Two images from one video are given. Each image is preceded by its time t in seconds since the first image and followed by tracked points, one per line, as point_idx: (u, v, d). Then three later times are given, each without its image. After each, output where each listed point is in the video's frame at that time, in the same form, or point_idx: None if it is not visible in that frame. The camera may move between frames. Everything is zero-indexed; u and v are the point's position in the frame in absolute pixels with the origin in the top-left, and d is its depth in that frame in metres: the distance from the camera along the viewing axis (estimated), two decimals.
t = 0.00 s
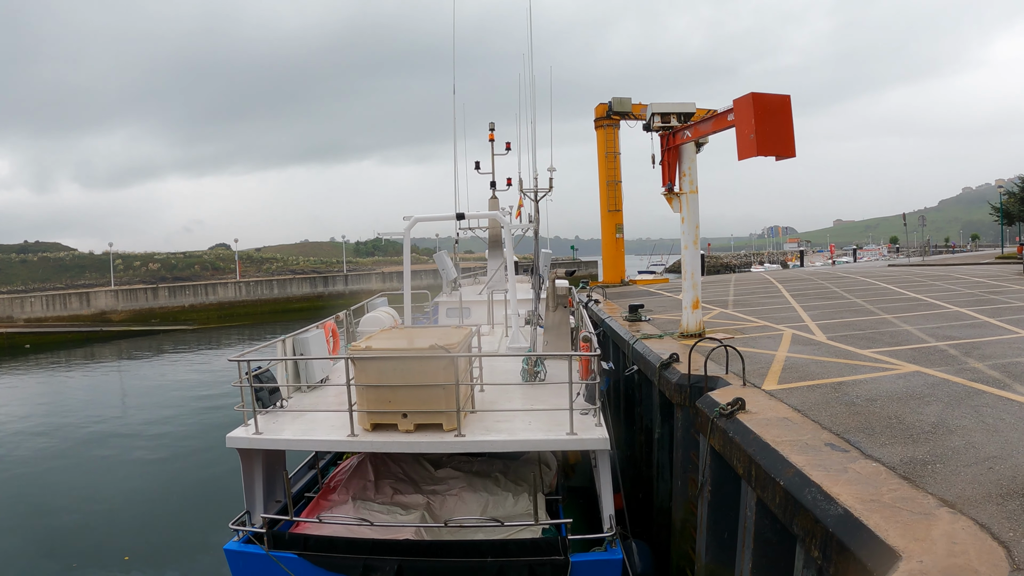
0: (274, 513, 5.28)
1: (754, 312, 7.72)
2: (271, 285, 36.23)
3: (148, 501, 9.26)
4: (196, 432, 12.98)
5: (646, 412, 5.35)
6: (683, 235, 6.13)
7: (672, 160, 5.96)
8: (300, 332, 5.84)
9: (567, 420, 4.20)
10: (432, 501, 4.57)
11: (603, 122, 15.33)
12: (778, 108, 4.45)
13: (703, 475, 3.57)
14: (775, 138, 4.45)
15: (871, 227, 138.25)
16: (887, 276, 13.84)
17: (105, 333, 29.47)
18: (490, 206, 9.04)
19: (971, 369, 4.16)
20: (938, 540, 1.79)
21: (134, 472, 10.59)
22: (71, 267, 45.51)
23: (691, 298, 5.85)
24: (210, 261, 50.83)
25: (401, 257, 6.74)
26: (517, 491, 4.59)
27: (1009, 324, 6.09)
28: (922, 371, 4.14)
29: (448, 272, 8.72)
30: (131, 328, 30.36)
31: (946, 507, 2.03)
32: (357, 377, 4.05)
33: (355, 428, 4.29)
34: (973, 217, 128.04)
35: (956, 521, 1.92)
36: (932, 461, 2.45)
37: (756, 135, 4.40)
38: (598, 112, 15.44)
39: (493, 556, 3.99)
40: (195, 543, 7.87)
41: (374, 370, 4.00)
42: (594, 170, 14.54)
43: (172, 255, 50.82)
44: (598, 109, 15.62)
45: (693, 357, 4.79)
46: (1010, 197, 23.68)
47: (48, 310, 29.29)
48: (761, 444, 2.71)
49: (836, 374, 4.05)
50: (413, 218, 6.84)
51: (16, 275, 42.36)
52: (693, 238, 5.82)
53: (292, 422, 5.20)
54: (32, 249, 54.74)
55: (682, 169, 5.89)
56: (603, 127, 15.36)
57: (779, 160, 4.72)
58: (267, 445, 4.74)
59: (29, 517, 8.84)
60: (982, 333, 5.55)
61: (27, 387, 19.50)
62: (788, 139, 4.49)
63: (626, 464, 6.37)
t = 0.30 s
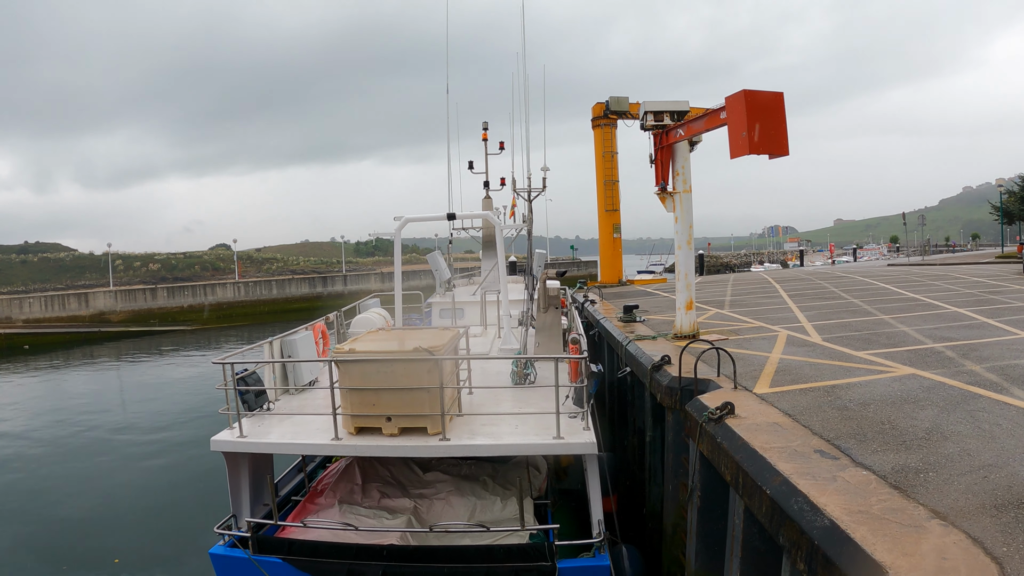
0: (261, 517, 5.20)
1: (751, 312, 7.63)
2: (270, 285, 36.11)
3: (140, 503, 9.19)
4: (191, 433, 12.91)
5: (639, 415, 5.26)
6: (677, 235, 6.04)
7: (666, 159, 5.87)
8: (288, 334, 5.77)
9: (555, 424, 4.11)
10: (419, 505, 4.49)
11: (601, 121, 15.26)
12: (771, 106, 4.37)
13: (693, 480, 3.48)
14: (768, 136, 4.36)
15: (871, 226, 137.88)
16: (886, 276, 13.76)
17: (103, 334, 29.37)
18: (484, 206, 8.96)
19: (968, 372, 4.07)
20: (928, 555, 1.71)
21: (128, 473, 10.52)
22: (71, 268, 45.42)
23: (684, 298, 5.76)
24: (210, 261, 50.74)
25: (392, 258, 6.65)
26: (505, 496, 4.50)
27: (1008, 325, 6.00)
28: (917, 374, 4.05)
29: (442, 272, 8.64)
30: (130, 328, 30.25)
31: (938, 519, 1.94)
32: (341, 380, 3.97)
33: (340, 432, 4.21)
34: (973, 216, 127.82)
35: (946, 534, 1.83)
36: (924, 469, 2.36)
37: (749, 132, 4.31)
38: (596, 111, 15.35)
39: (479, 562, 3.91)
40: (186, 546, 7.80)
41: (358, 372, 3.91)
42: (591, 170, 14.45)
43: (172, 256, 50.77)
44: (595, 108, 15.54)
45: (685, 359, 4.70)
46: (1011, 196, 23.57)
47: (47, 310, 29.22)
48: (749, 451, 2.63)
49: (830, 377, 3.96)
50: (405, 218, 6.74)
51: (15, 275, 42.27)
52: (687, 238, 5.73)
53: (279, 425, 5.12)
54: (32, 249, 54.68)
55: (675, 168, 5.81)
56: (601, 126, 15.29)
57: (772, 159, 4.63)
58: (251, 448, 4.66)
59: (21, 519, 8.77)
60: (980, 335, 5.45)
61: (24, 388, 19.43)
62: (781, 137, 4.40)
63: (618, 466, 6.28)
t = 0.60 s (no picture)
0: (249, 521, 5.16)
1: (748, 314, 7.56)
2: (270, 285, 36.09)
3: (136, 504, 9.16)
4: (189, 434, 12.87)
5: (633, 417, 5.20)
6: (672, 235, 5.97)
7: (661, 159, 5.81)
8: (279, 335, 5.76)
9: (545, 428, 4.05)
10: (409, 510, 4.43)
11: (599, 121, 15.20)
12: (765, 104, 4.30)
13: (684, 484, 3.42)
14: (762, 135, 4.30)
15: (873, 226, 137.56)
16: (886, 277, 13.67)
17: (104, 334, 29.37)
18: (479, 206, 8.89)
19: (966, 375, 4.00)
20: (916, 569, 1.64)
21: (125, 474, 10.49)
22: (73, 269, 45.47)
23: (680, 300, 5.69)
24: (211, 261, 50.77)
25: (385, 259, 6.59)
26: (496, 500, 4.45)
27: (1007, 326, 5.93)
28: (914, 377, 3.98)
29: (437, 273, 8.58)
30: (130, 329, 30.26)
31: (929, 532, 1.87)
32: (327, 383, 3.92)
33: (327, 436, 4.15)
34: (975, 216, 127.46)
35: (938, 548, 1.76)
36: (917, 478, 2.30)
37: (743, 132, 4.25)
38: (594, 111, 15.29)
39: (468, 568, 3.87)
40: (181, 548, 7.77)
41: (345, 375, 3.86)
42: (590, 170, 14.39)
43: (172, 256, 50.77)
44: (593, 108, 15.47)
45: (679, 361, 4.63)
46: (1012, 196, 23.45)
47: (48, 311, 29.27)
48: (738, 457, 2.56)
49: (825, 381, 3.89)
50: (398, 219, 6.68)
51: (17, 276, 42.30)
52: (682, 239, 5.65)
53: (268, 427, 5.07)
54: (34, 249, 54.74)
55: (670, 168, 5.74)
56: (599, 126, 15.23)
57: (767, 158, 4.56)
58: (239, 452, 4.60)
59: (15, 520, 8.75)
60: (979, 336, 5.38)
61: (24, 389, 19.44)
62: (775, 136, 4.34)
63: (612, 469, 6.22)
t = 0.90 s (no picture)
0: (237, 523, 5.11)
1: (743, 315, 7.51)
2: (269, 286, 36.04)
3: (128, 506, 9.11)
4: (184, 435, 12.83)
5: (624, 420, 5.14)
6: (665, 237, 5.92)
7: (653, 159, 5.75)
8: (268, 337, 5.71)
9: (532, 431, 3.99)
10: (395, 513, 4.38)
11: (596, 122, 15.14)
12: (755, 104, 4.25)
13: (671, 489, 3.36)
14: (753, 135, 4.24)
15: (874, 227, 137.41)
16: (884, 278, 13.60)
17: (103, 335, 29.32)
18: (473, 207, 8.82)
19: (959, 379, 3.94)
20: None
21: (118, 475, 10.44)
22: (73, 269, 45.45)
23: (672, 302, 5.63)
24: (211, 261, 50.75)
25: (376, 260, 6.53)
26: (483, 503, 4.39)
27: (1003, 328, 5.86)
28: (906, 381, 3.91)
29: (431, 274, 8.53)
30: (129, 329, 30.20)
31: (911, 544, 1.82)
32: (311, 385, 3.86)
33: (312, 439, 4.10)
34: (976, 217, 127.26)
35: (917, 560, 1.71)
36: (903, 486, 2.24)
37: (733, 132, 4.19)
38: (592, 112, 15.24)
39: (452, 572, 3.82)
40: (172, 550, 7.72)
41: (329, 378, 3.81)
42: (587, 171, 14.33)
43: (172, 256, 50.79)
44: (591, 109, 15.42)
45: (669, 364, 4.58)
46: (1011, 197, 23.37)
47: (47, 312, 29.23)
48: (721, 464, 2.50)
49: (816, 384, 3.83)
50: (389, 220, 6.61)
51: (17, 276, 42.25)
52: (674, 240, 5.60)
53: (255, 430, 5.02)
54: (34, 248, 54.74)
55: (663, 168, 5.68)
56: (597, 127, 15.18)
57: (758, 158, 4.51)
58: (224, 454, 4.54)
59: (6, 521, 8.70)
60: (975, 339, 5.32)
61: (21, 389, 19.39)
62: (766, 136, 4.28)
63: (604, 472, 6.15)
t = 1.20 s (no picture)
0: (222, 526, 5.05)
1: (735, 318, 7.44)
2: (267, 286, 35.93)
3: (118, 507, 9.04)
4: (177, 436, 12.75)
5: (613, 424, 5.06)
6: (656, 238, 5.85)
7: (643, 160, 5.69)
8: (254, 340, 5.64)
9: (516, 436, 3.92)
10: (379, 518, 4.31)
11: (592, 122, 15.07)
12: (744, 104, 4.19)
13: (655, 496, 3.30)
14: (741, 136, 4.18)
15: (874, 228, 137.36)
16: (881, 280, 13.52)
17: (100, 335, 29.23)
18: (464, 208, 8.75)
19: (950, 384, 3.87)
20: None
21: (109, 476, 10.37)
22: (72, 269, 45.35)
23: (662, 305, 5.57)
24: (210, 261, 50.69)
25: (365, 262, 6.47)
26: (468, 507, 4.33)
27: (997, 332, 5.79)
28: (896, 386, 3.85)
29: (422, 276, 8.46)
30: (126, 330, 30.09)
31: (888, 559, 1.76)
32: (292, 389, 3.80)
33: (294, 442, 4.04)
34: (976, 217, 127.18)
35: None
36: (885, 497, 2.18)
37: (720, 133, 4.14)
38: (588, 112, 15.16)
39: None
40: (160, 552, 7.65)
41: (310, 381, 3.75)
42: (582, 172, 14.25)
43: (171, 256, 50.68)
44: (586, 109, 15.36)
45: (657, 367, 4.51)
46: (1010, 198, 23.27)
47: (44, 312, 29.12)
48: (700, 472, 2.45)
49: (803, 389, 3.77)
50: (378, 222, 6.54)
51: (16, 276, 42.10)
52: (664, 242, 5.53)
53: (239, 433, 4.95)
54: (33, 248, 54.62)
55: (653, 169, 5.62)
56: (593, 127, 15.10)
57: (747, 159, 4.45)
58: (207, 458, 4.48)
59: None
60: (968, 342, 5.25)
61: (17, 390, 19.30)
62: (754, 137, 4.22)
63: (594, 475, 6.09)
